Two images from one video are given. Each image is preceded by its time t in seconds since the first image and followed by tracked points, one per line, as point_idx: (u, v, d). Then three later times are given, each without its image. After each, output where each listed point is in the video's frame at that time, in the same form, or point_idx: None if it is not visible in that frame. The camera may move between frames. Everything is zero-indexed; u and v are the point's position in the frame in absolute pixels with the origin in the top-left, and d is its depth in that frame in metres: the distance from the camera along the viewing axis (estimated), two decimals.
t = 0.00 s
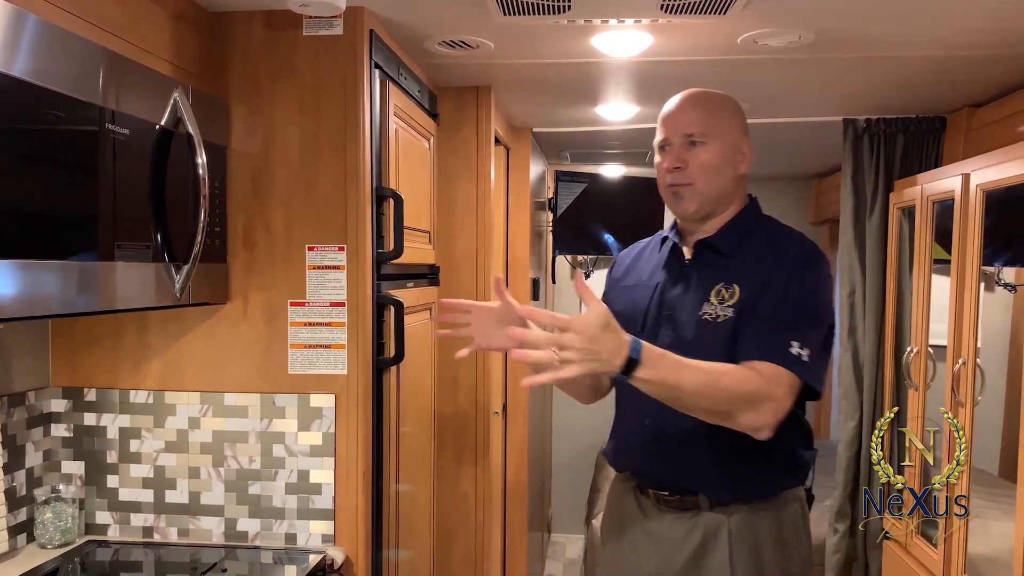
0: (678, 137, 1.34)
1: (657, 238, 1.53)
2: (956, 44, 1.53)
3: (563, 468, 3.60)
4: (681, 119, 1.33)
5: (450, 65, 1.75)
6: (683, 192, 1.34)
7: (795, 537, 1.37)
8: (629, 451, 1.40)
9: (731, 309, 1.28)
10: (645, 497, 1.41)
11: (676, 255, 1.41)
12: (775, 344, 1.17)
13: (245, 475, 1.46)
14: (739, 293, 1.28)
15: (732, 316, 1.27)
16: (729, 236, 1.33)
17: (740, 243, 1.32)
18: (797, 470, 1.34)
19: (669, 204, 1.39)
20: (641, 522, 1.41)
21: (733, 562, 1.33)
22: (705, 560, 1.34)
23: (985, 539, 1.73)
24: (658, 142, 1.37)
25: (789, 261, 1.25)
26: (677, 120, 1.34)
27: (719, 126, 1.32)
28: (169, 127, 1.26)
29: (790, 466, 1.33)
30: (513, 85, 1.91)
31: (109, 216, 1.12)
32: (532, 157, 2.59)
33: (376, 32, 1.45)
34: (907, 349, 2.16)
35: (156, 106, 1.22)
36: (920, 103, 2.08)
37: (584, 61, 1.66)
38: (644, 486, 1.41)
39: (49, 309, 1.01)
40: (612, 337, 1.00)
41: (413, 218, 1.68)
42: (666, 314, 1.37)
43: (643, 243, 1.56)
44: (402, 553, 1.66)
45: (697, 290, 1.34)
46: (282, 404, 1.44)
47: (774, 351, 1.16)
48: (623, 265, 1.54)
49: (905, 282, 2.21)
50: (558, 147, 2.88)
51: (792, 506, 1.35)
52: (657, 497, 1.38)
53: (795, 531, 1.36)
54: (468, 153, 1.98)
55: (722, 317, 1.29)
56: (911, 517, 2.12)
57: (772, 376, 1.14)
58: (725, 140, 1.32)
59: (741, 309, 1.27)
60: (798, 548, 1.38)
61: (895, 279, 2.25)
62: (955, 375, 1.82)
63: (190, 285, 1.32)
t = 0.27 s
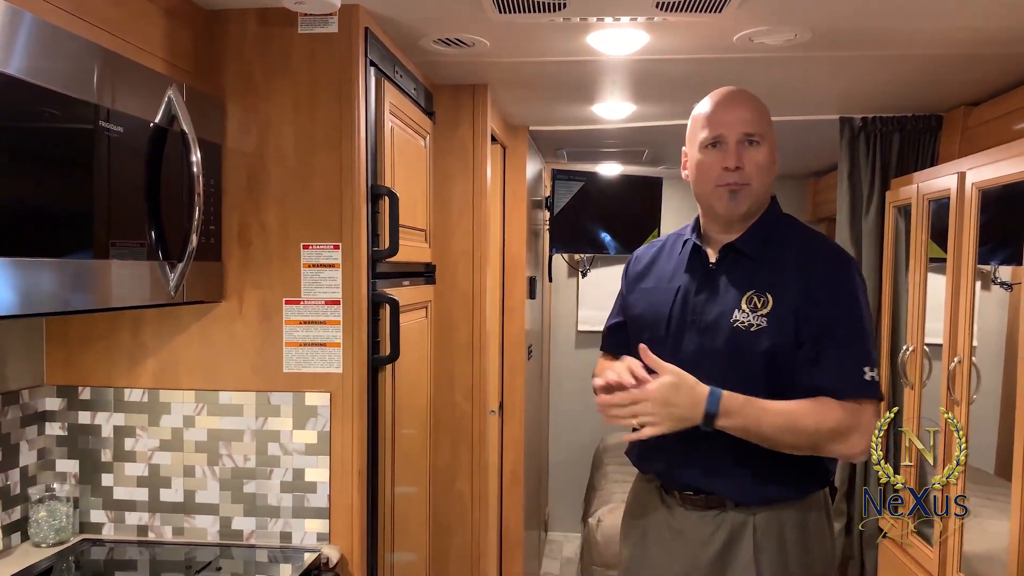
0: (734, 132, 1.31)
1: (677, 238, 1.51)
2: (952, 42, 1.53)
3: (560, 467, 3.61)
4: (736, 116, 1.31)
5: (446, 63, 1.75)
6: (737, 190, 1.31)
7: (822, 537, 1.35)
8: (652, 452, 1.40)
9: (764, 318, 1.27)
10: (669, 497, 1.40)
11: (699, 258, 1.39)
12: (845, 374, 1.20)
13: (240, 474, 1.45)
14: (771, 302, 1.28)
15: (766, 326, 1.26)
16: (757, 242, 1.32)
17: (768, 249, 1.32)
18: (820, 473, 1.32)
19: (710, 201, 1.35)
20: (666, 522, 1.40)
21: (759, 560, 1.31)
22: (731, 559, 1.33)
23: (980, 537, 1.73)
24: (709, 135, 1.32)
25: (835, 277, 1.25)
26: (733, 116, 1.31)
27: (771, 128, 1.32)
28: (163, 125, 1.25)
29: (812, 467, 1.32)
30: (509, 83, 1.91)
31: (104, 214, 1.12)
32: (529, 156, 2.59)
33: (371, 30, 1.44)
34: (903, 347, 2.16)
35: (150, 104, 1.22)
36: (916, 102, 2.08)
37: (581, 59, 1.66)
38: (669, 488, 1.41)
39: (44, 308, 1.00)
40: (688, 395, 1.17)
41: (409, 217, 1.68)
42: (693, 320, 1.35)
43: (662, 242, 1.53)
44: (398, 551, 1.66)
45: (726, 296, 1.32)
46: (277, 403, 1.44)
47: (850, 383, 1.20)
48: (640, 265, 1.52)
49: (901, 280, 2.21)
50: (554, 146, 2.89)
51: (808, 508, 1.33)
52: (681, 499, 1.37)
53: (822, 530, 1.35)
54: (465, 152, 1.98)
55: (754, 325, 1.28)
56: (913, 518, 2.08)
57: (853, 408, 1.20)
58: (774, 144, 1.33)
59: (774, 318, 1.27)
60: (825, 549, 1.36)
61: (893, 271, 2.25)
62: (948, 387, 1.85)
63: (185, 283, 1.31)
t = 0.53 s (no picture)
0: (730, 136, 1.31)
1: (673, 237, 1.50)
2: (944, 40, 1.53)
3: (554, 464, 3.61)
4: (730, 119, 1.31)
5: (438, 60, 1.74)
6: (735, 194, 1.31)
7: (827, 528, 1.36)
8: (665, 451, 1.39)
9: (780, 317, 1.29)
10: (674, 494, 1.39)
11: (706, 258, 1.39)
12: (871, 369, 1.26)
13: (230, 472, 1.45)
14: (786, 301, 1.29)
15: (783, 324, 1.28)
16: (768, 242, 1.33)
17: (780, 248, 1.33)
18: (825, 466, 1.33)
19: (709, 205, 1.34)
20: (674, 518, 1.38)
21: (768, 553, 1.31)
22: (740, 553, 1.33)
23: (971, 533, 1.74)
24: (705, 140, 1.32)
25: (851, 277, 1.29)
26: (728, 119, 1.31)
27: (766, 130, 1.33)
28: (153, 122, 1.24)
29: (818, 460, 1.33)
30: (502, 81, 1.91)
31: (93, 212, 1.11)
32: (523, 154, 2.59)
33: (362, 27, 1.44)
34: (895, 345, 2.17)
35: (140, 101, 1.21)
36: (909, 100, 2.08)
37: (573, 57, 1.66)
38: (674, 482, 1.39)
39: (33, 306, 1.00)
40: (731, 405, 1.19)
41: (400, 214, 1.67)
42: (705, 320, 1.35)
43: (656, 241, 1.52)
44: (389, 550, 1.66)
45: (739, 296, 1.33)
46: (268, 401, 1.43)
47: (875, 378, 1.26)
48: (638, 266, 1.50)
49: (893, 276, 2.21)
50: (548, 144, 2.88)
51: (811, 503, 1.33)
52: (689, 494, 1.36)
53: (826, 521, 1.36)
54: (458, 150, 1.98)
55: (771, 324, 1.29)
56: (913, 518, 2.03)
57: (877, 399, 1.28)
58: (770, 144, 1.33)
59: (788, 316, 1.29)
60: (828, 539, 1.37)
61: (884, 268, 2.25)
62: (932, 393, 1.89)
63: (175, 281, 1.31)
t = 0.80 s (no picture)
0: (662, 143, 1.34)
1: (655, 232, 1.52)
2: (932, 38, 1.54)
3: (545, 462, 3.62)
4: (665, 126, 1.33)
5: (426, 56, 1.74)
6: (665, 200, 1.35)
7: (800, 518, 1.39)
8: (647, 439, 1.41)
9: (754, 307, 1.30)
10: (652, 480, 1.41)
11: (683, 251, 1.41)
12: (849, 361, 1.27)
13: (217, 470, 1.44)
14: (760, 292, 1.31)
15: (756, 314, 1.30)
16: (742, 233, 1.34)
17: (755, 239, 1.34)
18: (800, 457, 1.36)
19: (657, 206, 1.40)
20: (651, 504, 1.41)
21: (741, 542, 1.34)
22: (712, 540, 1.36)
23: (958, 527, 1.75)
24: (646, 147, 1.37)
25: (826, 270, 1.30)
26: (664, 126, 1.33)
27: (701, 132, 1.31)
28: (138, 118, 1.23)
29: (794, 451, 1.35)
30: (491, 77, 1.90)
31: (78, 208, 1.10)
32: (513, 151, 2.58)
33: (350, 22, 1.43)
34: (883, 342, 2.17)
35: (126, 95, 1.20)
36: (898, 98, 2.09)
37: (561, 53, 1.66)
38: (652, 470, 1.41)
39: (17, 302, 0.99)
40: (718, 394, 1.19)
41: (389, 211, 1.67)
42: (682, 309, 1.37)
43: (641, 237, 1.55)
44: (378, 547, 1.66)
45: (714, 286, 1.34)
46: (255, 398, 1.42)
47: (854, 369, 1.27)
48: (623, 260, 1.52)
49: (882, 276, 2.22)
50: (538, 141, 2.88)
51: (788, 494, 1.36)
52: (665, 481, 1.38)
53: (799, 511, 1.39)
54: (447, 147, 1.97)
55: (744, 314, 1.31)
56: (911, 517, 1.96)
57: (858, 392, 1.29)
58: (705, 146, 1.31)
59: (761, 308, 1.30)
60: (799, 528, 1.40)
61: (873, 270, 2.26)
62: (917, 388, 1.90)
63: (161, 278, 1.30)
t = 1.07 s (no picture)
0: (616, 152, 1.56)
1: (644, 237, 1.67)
2: (920, 38, 1.55)
3: (535, 460, 3.62)
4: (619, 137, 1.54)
5: (415, 55, 1.74)
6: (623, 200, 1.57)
7: (740, 511, 1.47)
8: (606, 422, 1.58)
9: (680, 302, 1.41)
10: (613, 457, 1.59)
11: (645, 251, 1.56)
12: (779, 361, 1.31)
13: (206, 470, 1.44)
14: (689, 289, 1.40)
15: (680, 309, 1.39)
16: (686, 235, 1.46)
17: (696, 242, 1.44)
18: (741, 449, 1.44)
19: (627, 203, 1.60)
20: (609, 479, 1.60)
21: (671, 524, 1.48)
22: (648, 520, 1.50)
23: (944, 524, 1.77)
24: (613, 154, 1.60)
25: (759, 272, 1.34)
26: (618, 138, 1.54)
27: (641, 142, 1.49)
28: (125, 116, 1.22)
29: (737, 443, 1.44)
30: (480, 76, 1.91)
31: (64, 207, 1.09)
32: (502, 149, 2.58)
33: (338, 20, 1.43)
34: (871, 339, 2.18)
35: (113, 93, 1.19)
36: (885, 97, 2.10)
37: (550, 52, 1.66)
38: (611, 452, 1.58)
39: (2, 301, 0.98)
40: (647, 390, 1.28)
41: (378, 209, 1.67)
42: (632, 303, 1.51)
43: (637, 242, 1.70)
44: (367, 547, 1.65)
45: (658, 282, 1.47)
46: (243, 398, 1.42)
47: (785, 368, 1.30)
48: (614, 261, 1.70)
49: (870, 277, 2.23)
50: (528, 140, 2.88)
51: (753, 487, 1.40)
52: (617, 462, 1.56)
53: (740, 504, 1.47)
54: (436, 145, 1.97)
55: (671, 309, 1.41)
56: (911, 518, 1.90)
57: (794, 391, 1.32)
58: (644, 155, 1.49)
59: (688, 304, 1.40)
60: (744, 520, 1.48)
61: (860, 275, 2.27)
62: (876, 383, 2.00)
63: (148, 277, 1.29)
